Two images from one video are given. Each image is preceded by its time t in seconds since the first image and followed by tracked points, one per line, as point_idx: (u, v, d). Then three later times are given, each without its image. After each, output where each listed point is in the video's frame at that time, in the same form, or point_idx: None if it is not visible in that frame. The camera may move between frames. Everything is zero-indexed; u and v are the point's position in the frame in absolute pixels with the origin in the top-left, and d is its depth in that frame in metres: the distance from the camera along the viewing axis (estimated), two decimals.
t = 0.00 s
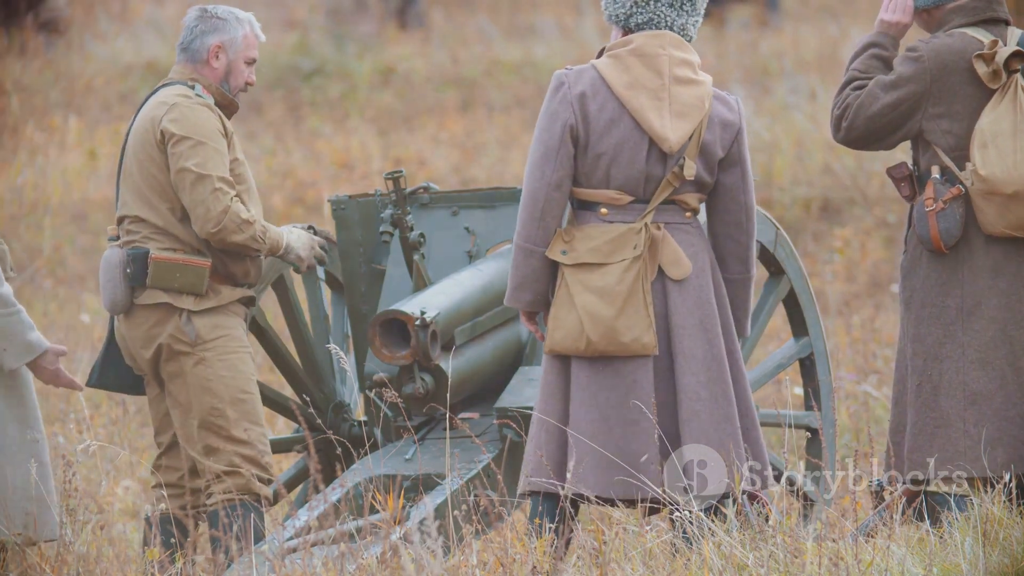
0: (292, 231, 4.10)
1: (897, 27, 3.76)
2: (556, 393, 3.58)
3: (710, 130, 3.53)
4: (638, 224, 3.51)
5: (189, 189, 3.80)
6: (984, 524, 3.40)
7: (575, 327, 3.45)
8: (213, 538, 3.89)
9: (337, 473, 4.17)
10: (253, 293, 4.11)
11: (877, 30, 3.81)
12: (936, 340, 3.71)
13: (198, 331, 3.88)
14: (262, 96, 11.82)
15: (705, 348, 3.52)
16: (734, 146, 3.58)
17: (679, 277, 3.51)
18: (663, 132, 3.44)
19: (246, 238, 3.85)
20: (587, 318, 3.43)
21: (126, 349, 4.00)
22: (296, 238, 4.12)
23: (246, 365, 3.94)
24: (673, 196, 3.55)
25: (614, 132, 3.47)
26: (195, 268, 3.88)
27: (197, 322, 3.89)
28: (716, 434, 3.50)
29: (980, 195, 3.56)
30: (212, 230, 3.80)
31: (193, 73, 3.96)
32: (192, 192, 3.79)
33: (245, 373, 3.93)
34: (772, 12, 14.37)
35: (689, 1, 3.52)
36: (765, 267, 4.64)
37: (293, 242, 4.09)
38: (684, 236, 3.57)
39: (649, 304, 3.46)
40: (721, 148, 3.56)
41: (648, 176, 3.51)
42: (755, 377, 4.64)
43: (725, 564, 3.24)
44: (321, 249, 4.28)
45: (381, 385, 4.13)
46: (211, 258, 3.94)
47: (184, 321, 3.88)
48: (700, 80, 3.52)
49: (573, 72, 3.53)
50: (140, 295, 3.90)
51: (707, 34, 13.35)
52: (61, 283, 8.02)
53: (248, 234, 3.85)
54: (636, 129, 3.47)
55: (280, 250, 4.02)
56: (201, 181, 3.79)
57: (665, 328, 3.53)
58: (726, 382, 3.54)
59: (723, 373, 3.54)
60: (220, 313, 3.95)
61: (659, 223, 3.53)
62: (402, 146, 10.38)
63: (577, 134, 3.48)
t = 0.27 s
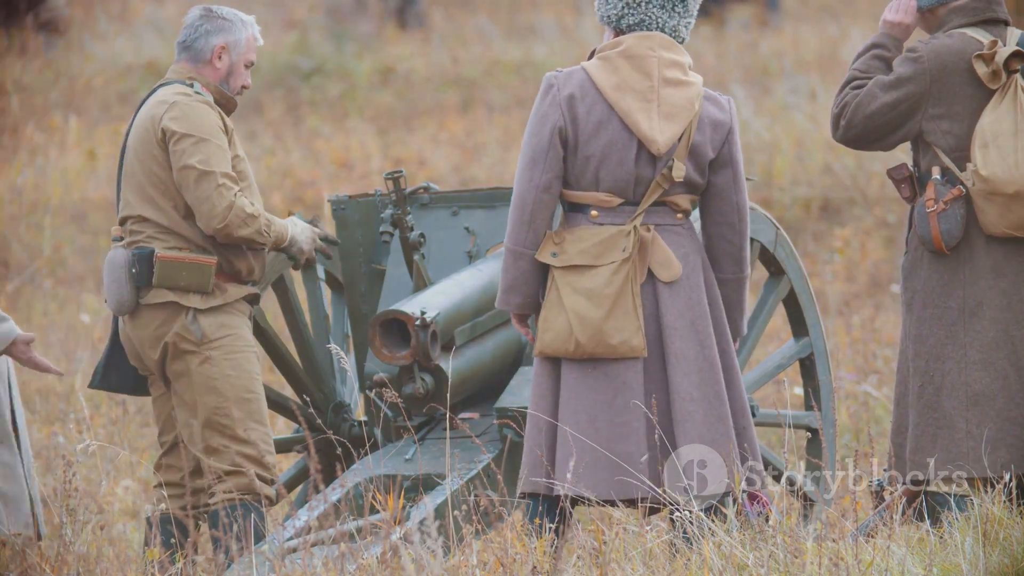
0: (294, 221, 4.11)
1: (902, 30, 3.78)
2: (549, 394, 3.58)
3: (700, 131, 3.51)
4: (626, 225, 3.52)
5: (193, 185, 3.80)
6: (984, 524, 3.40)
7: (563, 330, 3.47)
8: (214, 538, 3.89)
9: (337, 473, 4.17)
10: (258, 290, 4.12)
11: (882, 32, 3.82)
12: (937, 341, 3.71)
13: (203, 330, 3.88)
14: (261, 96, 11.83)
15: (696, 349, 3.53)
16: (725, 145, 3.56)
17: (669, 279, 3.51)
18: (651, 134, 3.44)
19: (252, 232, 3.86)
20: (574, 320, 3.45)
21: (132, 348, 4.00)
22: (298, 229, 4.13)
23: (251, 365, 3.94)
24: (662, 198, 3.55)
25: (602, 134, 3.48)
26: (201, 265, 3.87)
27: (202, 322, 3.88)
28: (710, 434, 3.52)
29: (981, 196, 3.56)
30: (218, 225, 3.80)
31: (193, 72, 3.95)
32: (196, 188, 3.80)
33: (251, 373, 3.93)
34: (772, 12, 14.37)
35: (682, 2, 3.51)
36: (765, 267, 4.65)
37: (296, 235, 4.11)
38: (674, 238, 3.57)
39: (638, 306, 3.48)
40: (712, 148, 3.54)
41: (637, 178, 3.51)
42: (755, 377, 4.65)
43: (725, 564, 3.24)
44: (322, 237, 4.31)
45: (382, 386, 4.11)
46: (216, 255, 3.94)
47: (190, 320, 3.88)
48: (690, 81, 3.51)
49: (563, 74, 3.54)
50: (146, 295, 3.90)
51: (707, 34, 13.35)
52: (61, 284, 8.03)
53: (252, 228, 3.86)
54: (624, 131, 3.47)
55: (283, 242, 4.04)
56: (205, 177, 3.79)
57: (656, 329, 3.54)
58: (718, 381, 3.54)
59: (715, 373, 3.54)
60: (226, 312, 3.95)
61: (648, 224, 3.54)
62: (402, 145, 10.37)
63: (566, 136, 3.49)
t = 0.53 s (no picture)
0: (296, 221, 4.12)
1: (904, 30, 3.78)
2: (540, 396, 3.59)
3: (684, 132, 3.50)
4: (613, 230, 3.53)
5: (199, 183, 3.80)
6: (984, 524, 3.40)
7: (548, 334, 3.50)
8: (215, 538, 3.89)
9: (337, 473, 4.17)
10: (259, 289, 4.12)
11: (885, 32, 3.82)
12: (938, 340, 3.71)
13: (208, 329, 3.88)
14: (261, 96, 11.83)
15: (686, 351, 3.53)
16: (711, 144, 3.55)
17: (655, 282, 3.52)
18: (632, 137, 3.45)
19: (257, 230, 3.87)
20: (557, 322, 3.48)
21: (135, 347, 4.00)
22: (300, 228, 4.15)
23: (254, 365, 3.95)
24: (649, 201, 3.55)
25: (586, 138, 3.49)
26: (206, 264, 3.88)
27: (206, 321, 3.88)
28: (705, 434, 3.52)
29: (981, 196, 3.55)
30: (226, 223, 3.81)
31: (197, 72, 3.95)
32: (202, 185, 3.80)
33: (253, 372, 3.94)
34: (772, 12, 14.36)
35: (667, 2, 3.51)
36: (765, 267, 4.65)
37: (299, 232, 4.12)
38: (662, 240, 3.57)
39: (622, 308, 3.51)
40: (699, 149, 3.53)
41: (621, 181, 3.52)
42: (755, 377, 4.65)
43: (725, 564, 3.24)
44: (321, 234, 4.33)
45: (382, 386, 4.13)
46: (221, 254, 3.95)
47: (194, 319, 3.88)
48: (675, 82, 3.52)
49: (547, 80, 3.56)
50: (150, 293, 3.89)
51: (707, 34, 13.35)
52: (62, 284, 8.03)
53: (258, 226, 3.88)
54: (607, 135, 3.48)
55: (286, 241, 4.06)
56: (212, 174, 3.80)
57: (645, 330, 3.54)
58: (709, 383, 3.54)
59: (706, 374, 3.54)
60: (229, 311, 3.95)
61: (633, 227, 3.55)
62: (402, 145, 10.37)
63: (549, 141, 3.51)
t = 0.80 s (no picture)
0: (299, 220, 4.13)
1: (904, 29, 3.78)
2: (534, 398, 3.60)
3: (670, 134, 3.49)
4: (600, 232, 3.54)
5: (206, 182, 3.81)
6: (984, 524, 3.40)
7: (536, 336, 3.51)
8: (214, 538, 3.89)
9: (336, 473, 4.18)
10: (259, 290, 4.12)
11: (886, 32, 3.82)
12: (938, 340, 3.71)
13: (209, 328, 3.88)
14: (262, 96, 11.84)
15: (675, 353, 3.53)
16: (698, 144, 3.53)
17: (643, 284, 3.52)
18: (616, 140, 3.46)
19: (262, 228, 3.88)
20: (544, 325, 3.50)
21: (136, 345, 3.99)
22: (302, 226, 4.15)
23: (255, 365, 3.95)
24: (637, 203, 3.55)
25: (572, 141, 3.50)
26: (209, 262, 3.88)
27: (208, 319, 3.89)
28: (698, 433, 3.53)
29: (981, 196, 3.55)
30: (233, 221, 3.82)
31: (204, 71, 3.98)
32: (209, 182, 3.81)
33: (254, 372, 3.94)
34: (772, 12, 14.36)
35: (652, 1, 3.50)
36: (765, 267, 4.65)
37: (300, 232, 4.13)
38: (651, 242, 3.57)
39: (610, 312, 3.51)
40: (686, 149, 3.52)
41: (608, 185, 3.53)
42: (755, 377, 4.65)
43: (725, 564, 3.24)
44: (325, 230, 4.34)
45: (382, 386, 4.14)
46: (225, 252, 3.95)
47: (196, 317, 3.88)
48: (661, 82, 3.51)
49: (534, 83, 3.57)
50: (151, 291, 3.89)
51: (707, 34, 13.35)
52: (62, 283, 8.03)
53: (263, 225, 3.90)
54: (592, 139, 3.49)
55: (288, 241, 4.07)
56: (219, 173, 3.81)
57: (633, 332, 3.55)
58: (699, 384, 3.54)
59: (696, 376, 3.54)
60: (230, 311, 3.96)
61: (621, 230, 3.55)
62: (402, 146, 10.38)
63: (536, 146, 3.52)
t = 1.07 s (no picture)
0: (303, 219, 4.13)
1: (903, 29, 3.77)
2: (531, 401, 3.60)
3: (663, 135, 3.49)
4: (595, 234, 3.54)
5: (213, 180, 3.82)
6: (984, 524, 3.40)
7: (531, 338, 3.52)
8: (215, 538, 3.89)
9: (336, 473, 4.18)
10: (260, 290, 4.12)
11: (886, 32, 3.82)
12: (938, 341, 3.71)
13: (211, 326, 3.88)
14: (262, 96, 11.84)
15: (670, 354, 3.53)
16: (692, 144, 3.52)
17: (637, 285, 3.52)
18: (607, 143, 3.46)
19: (270, 227, 3.89)
20: (539, 328, 3.51)
21: (138, 345, 4.00)
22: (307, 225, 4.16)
23: (256, 364, 3.95)
24: (631, 204, 3.55)
25: (565, 144, 3.50)
26: (214, 260, 3.89)
27: (210, 318, 3.89)
28: (694, 433, 3.53)
29: (982, 196, 3.55)
30: (241, 220, 3.82)
31: (209, 71, 3.98)
32: (218, 180, 3.81)
33: (255, 372, 3.94)
34: (772, 12, 14.36)
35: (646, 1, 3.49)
36: (765, 267, 4.65)
37: (305, 231, 4.13)
38: (646, 243, 3.57)
39: (604, 313, 3.51)
40: (679, 150, 3.51)
41: (602, 187, 3.53)
42: (755, 377, 4.65)
43: (725, 564, 3.24)
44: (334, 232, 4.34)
45: (382, 386, 4.15)
46: (228, 251, 3.94)
47: (199, 316, 3.89)
48: (653, 83, 3.50)
49: (528, 85, 3.57)
50: (155, 289, 3.89)
51: (707, 34, 13.35)
52: (62, 283, 8.03)
53: (271, 223, 3.90)
54: (585, 141, 3.49)
55: (292, 240, 4.07)
56: (227, 171, 3.82)
57: (628, 335, 3.55)
58: (696, 384, 3.54)
59: (693, 376, 3.54)
60: (232, 310, 3.96)
61: (615, 232, 3.55)
62: (402, 146, 10.38)
63: (530, 149, 3.53)
